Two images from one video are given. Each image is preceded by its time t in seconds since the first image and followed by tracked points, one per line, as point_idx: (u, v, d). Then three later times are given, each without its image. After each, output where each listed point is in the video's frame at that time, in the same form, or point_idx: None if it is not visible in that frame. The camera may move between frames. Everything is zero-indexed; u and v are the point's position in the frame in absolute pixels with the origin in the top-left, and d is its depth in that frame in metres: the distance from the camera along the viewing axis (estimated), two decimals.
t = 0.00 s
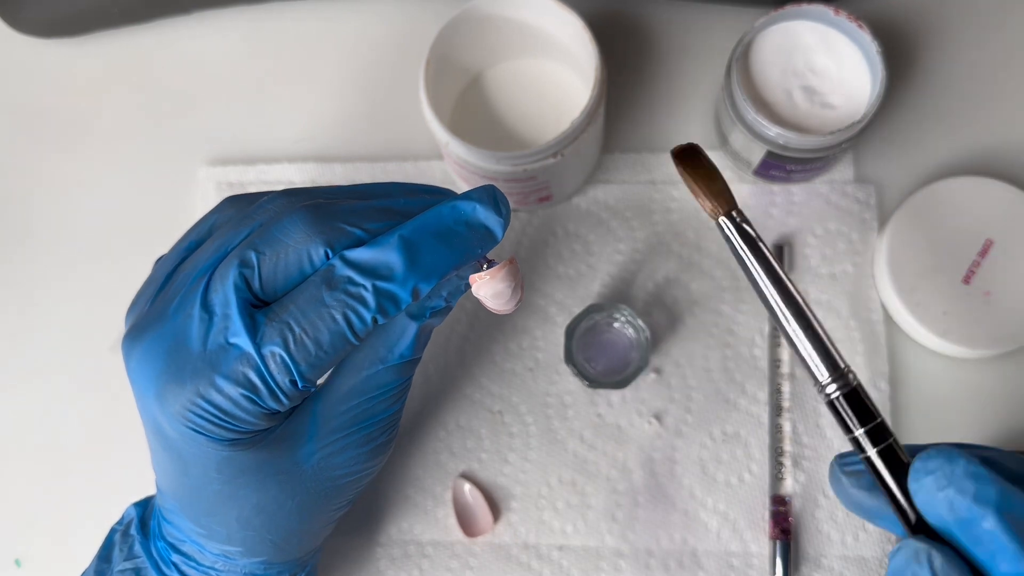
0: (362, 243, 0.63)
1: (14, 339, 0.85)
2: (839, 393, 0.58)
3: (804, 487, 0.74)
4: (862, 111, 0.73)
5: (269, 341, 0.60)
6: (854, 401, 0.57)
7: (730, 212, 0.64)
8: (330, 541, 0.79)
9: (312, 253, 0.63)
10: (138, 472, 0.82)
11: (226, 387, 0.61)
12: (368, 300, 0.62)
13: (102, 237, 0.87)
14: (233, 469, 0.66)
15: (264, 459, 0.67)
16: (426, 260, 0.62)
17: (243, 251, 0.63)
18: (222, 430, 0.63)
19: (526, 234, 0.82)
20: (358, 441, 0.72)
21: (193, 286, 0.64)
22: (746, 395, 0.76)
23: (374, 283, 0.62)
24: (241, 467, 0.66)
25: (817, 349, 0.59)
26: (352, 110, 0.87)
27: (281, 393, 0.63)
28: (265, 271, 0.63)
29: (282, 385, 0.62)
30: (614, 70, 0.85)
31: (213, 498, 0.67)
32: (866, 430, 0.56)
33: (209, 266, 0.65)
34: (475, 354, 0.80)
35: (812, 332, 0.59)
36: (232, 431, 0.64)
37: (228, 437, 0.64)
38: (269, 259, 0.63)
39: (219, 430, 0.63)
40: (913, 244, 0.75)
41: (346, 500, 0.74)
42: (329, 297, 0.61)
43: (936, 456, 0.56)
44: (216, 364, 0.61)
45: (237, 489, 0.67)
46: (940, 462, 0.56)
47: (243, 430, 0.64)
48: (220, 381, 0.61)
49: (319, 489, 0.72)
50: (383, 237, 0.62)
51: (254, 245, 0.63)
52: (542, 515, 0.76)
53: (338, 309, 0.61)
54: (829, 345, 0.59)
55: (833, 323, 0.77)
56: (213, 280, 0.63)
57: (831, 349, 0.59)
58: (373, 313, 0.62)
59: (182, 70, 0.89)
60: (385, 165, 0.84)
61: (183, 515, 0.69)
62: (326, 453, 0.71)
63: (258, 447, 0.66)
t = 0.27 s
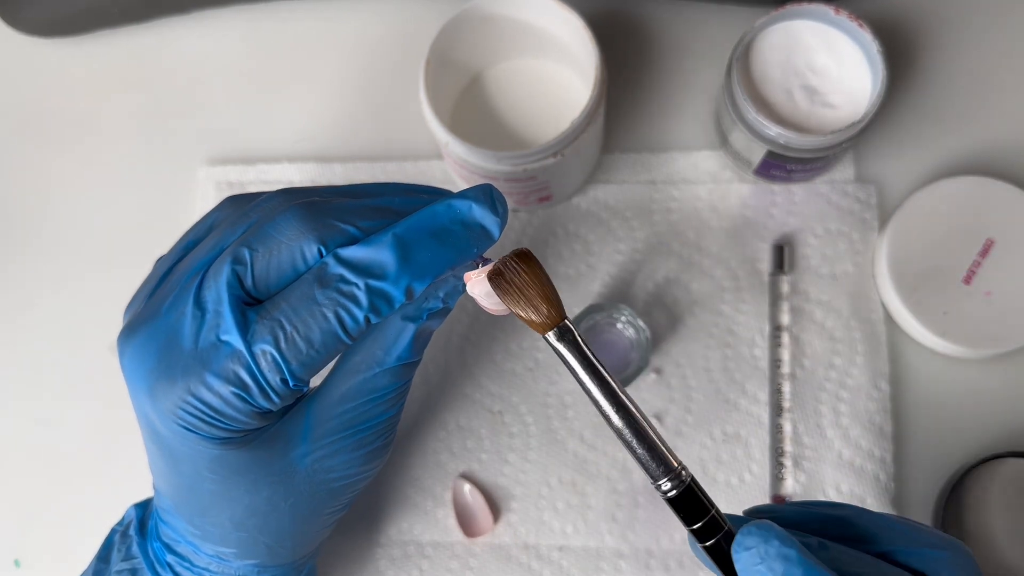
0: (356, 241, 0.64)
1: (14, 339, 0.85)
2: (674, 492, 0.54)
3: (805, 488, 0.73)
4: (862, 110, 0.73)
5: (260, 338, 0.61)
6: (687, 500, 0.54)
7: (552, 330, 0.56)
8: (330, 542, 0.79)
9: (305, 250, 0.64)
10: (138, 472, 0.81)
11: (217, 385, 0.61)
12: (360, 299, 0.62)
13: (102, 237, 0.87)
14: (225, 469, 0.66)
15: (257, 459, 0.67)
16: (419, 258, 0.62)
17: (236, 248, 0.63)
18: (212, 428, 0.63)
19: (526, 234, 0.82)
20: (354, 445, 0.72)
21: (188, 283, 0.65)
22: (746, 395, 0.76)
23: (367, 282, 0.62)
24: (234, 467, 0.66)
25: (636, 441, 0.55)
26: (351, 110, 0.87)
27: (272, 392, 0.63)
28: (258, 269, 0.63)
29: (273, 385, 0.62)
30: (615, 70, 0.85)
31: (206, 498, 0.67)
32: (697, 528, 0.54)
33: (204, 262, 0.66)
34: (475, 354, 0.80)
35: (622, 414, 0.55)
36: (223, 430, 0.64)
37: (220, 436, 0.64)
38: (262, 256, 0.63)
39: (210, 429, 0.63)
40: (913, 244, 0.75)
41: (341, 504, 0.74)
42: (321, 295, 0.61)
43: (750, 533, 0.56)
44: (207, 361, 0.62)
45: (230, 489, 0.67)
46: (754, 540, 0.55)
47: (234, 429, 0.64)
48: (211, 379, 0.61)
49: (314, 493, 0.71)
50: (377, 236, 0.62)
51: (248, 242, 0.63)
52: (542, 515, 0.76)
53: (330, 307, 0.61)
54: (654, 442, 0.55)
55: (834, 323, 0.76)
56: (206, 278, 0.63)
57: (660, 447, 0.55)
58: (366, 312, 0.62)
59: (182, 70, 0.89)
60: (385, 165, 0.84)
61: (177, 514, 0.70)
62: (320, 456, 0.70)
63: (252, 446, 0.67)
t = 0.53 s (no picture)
0: (353, 241, 0.64)
1: (14, 339, 0.85)
2: (658, 484, 0.55)
3: (805, 488, 0.73)
4: (862, 111, 0.73)
5: (257, 339, 0.61)
6: (671, 491, 0.55)
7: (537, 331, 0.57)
8: (330, 542, 0.79)
9: (301, 250, 0.64)
10: (137, 472, 0.81)
11: (214, 386, 0.61)
12: (357, 299, 0.62)
13: (102, 237, 0.87)
14: (222, 470, 0.66)
15: (254, 460, 0.67)
16: (417, 258, 0.62)
17: (233, 248, 0.63)
18: (209, 429, 0.63)
19: (526, 234, 0.82)
20: (352, 447, 0.72)
21: (184, 284, 0.65)
22: (747, 395, 0.76)
23: (364, 282, 0.62)
24: (232, 468, 0.66)
25: (620, 436, 0.56)
26: (351, 110, 0.87)
27: (269, 393, 0.63)
28: (255, 269, 0.63)
29: (270, 386, 0.62)
30: (615, 70, 0.85)
31: (203, 499, 0.67)
32: (681, 518, 0.55)
33: (201, 263, 0.66)
34: (475, 354, 0.80)
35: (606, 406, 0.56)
36: (220, 431, 0.64)
37: (217, 437, 0.64)
38: (259, 256, 0.63)
39: (207, 430, 0.63)
40: (913, 244, 0.75)
41: (340, 506, 0.74)
42: (319, 295, 0.61)
43: (728, 521, 0.55)
44: (203, 362, 0.62)
45: (227, 490, 0.67)
46: (732, 528, 0.55)
47: (231, 431, 0.65)
48: (208, 381, 0.61)
49: (312, 494, 0.71)
50: (373, 235, 0.62)
51: (244, 242, 0.63)
52: (542, 515, 0.76)
53: (327, 308, 0.62)
54: (637, 434, 0.56)
55: (834, 323, 0.76)
56: (203, 278, 0.64)
57: (645, 439, 0.56)
58: (363, 312, 0.62)
59: (182, 70, 0.89)
60: (385, 165, 0.84)
61: (175, 515, 0.70)
62: (318, 457, 0.70)
63: (249, 448, 0.67)
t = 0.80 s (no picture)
0: (351, 241, 0.64)
1: (14, 339, 0.85)
2: (676, 488, 0.54)
3: (804, 488, 0.73)
4: (862, 111, 0.73)
5: (255, 340, 0.62)
6: (690, 495, 0.54)
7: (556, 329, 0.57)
8: (330, 542, 0.79)
9: (300, 251, 0.64)
10: (137, 473, 0.81)
11: (211, 386, 0.62)
12: (354, 299, 0.63)
13: (102, 237, 0.87)
14: (220, 470, 0.67)
15: (252, 461, 0.68)
16: (414, 258, 0.63)
17: (232, 249, 0.64)
18: (207, 430, 0.64)
19: (526, 234, 0.82)
20: (351, 448, 0.72)
21: (182, 285, 0.66)
22: (746, 395, 0.76)
23: (361, 282, 0.63)
24: (230, 469, 0.67)
25: (638, 437, 0.55)
26: (351, 110, 0.87)
27: (266, 393, 0.64)
28: (253, 270, 0.64)
29: (267, 385, 0.63)
30: (614, 70, 0.85)
31: (202, 500, 0.68)
32: (700, 524, 0.55)
33: (199, 264, 0.67)
34: (475, 354, 0.80)
35: (627, 410, 0.56)
36: (218, 431, 0.65)
37: (215, 438, 0.65)
38: (257, 257, 0.64)
39: (205, 430, 0.64)
40: (913, 244, 0.75)
41: (339, 507, 0.74)
42: (315, 295, 0.62)
43: (751, 523, 0.55)
44: (201, 362, 0.63)
45: (225, 490, 0.68)
46: (755, 531, 0.54)
47: (229, 431, 0.66)
48: (205, 381, 0.62)
49: (311, 495, 0.71)
50: (371, 236, 0.62)
51: (243, 243, 0.64)
52: (542, 515, 0.76)
53: (324, 308, 0.62)
54: (656, 437, 0.55)
55: (834, 323, 0.76)
56: (201, 279, 0.64)
57: (664, 443, 0.55)
58: (361, 312, 0.63)
59: (182, 70, 0.89)
60: (385, 165, 0.84)
61: (173, 516, 0.70)
62: (317, 458, 0.71)
63: (247, 448, 0.67)
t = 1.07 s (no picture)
0: (337, 237, 0.65)
1: (14, 339, 0.85)
2: (650, 489, 0.55)
3: (805, 488, 0.73)
4: (862, 111, 0.73)
5: (232, 332, 0.63)
6: (665, 496, 0.55)
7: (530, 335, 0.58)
8: (329, 542, 0.79)
9: (286, 247, 0.66)
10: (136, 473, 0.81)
11: (189, 378, 0.64)
12: (334, 293, 0.63)
13: (102, 237, 0.87)
14: (201, 465, 0.68)
15: (235, 458, 0.68)
16: (397, 255, 0.62)
17: (219, 244, 0.66)
18: (185, 422, 0.66)
19: (526, 235, 0.82)
20: (338, 452, 0.71)
21: (172, 279, 0.68)
22: (747, 395, 0.76)
23: (342, 276, 0.63)
24: (212, 464, 0.68)
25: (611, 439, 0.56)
26: (351, 110, 0.87)
27: (243, 387, 0.65)
28: (238, 264, 0.66)
29: (245, 379, 0.65)
30: (615, 70, 0.85)
31: (185, 495, 0.69)
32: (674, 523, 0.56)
33: (190, 259, 0.69)
34: (475, 355, 0.80)
35: (603, 415, 0.57)
36: (197, 425, 0.67)
37: (194, 431, 0.67)
38: (244, 252, 0.66)
39: (183, 423, 0.66)
40: (913, 244, 0.75)
41: (327, 512, 0.73)
42: (295, 289, 0.63)
43: (727, 518, 0.55)
44: (181, 355, 0.65)
45: (207, 487, 0.69)
46: (729, 525, 0.55)
47: (209, 425, 0.67)
48: (183, 372, 0.64)
49: (295, 497, 0.71)
50: (357, 231, 0.63)
51: (231, 239, 0.66)
52: (542, 515, 0.76)
53: (303, 302, 0.63)
54: (631, 440, 0.56)
55: (834, 323, 0.76)
56: (189, 275, 0.67)
57: (639, 447, 0.56)
58: (341, 307, 0.64)
59: (182, 70, 0.89)
60: (385, 165, 0.84)
61: (160, 512, 0.71)
62: (301, 460, 0.70)
63: (228, 444, 0.69)
